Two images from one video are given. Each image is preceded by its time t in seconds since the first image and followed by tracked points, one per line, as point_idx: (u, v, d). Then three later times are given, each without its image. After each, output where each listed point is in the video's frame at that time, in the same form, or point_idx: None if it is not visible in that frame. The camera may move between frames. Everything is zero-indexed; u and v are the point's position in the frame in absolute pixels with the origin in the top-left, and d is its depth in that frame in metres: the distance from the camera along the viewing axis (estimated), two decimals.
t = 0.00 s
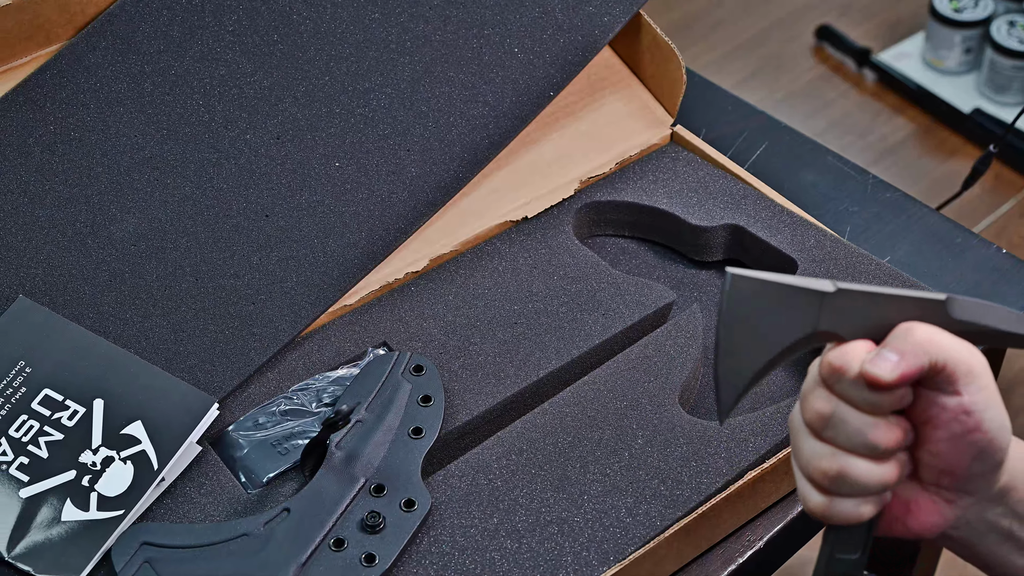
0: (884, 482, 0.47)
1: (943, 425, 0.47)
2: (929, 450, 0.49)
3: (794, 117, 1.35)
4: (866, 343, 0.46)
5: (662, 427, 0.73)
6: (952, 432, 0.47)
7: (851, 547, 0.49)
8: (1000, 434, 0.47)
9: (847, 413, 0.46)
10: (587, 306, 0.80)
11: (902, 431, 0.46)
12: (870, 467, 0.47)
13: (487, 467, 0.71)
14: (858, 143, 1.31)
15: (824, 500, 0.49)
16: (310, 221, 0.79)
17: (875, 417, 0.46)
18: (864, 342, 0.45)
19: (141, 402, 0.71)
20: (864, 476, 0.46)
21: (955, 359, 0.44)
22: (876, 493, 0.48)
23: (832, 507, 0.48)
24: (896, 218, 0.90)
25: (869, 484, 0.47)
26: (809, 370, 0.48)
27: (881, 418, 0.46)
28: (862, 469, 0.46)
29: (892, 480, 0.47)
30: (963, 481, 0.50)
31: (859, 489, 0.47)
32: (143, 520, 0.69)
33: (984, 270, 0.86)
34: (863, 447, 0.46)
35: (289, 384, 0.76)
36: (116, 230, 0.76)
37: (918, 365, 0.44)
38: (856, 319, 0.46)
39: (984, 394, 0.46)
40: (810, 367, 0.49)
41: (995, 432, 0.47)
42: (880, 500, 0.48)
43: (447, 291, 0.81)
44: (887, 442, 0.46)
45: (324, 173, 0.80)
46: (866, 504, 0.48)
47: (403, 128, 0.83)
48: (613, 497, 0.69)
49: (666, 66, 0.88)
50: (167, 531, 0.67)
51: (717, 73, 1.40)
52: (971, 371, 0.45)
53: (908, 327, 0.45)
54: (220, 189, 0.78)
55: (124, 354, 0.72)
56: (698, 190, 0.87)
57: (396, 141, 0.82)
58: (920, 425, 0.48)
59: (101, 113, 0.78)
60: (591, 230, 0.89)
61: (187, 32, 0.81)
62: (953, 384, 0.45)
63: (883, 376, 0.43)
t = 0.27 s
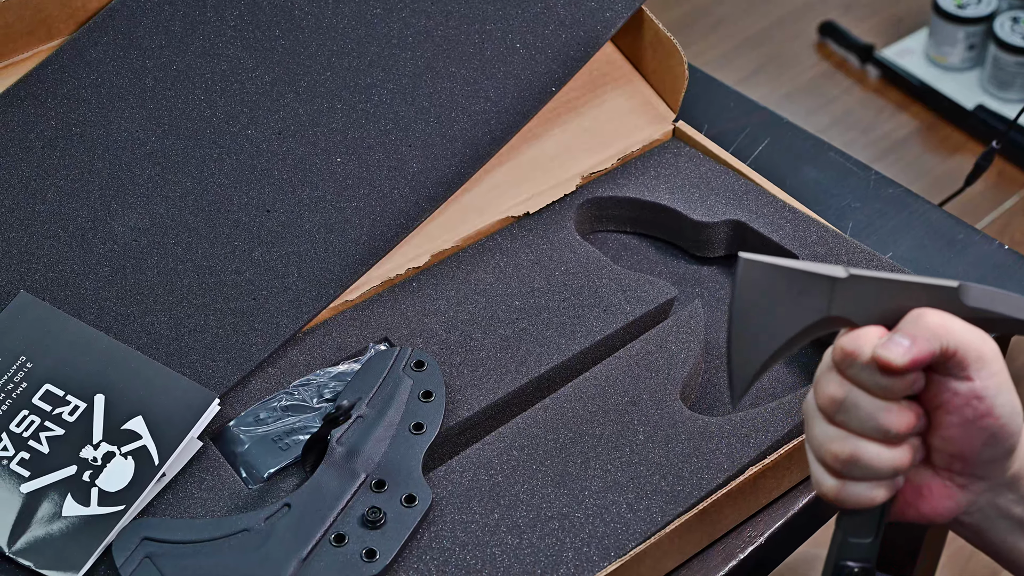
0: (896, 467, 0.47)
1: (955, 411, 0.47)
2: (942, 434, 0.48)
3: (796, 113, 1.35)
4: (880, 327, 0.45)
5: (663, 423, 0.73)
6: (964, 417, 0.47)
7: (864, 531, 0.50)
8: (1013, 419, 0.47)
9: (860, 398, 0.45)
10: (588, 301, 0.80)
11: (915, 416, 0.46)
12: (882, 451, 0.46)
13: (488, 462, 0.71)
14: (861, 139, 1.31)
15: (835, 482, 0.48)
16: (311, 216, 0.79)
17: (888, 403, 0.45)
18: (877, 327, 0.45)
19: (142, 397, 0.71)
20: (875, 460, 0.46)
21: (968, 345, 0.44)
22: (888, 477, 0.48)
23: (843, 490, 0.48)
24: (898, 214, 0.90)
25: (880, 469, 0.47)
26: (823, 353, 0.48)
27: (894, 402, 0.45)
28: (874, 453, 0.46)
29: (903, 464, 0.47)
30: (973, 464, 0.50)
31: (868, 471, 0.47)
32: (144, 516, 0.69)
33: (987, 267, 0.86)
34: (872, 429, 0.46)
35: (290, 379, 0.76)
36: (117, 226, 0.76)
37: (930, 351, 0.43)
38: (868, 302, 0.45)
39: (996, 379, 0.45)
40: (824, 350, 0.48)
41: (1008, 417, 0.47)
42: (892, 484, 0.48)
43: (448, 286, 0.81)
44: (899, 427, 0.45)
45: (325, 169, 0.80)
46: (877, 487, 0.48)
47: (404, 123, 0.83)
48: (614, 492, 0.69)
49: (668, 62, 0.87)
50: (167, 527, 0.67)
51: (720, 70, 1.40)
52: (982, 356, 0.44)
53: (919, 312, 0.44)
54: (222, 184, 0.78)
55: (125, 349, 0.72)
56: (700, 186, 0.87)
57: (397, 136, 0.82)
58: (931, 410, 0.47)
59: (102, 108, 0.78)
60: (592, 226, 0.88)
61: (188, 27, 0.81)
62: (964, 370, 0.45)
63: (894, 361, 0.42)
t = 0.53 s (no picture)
0: (932, 430, 0.47)
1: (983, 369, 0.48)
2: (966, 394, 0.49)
3: (798, 108, 1.35)
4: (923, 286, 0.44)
5: (663, 417, 0.72)
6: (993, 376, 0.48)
7: (891, 496, 0.49)
8: None
9: (899, 358, 0.45)
10: (588, 295, 0.79)
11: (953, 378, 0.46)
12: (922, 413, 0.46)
13: (487, 456, 0.71)
14: (863, 134, 1.31)
15: (868, 442, 0.48)
16: (310, 209, 0.79)
17: (929, 363, 0.45)
18: (920, 285, 0.44)
19: (140, 391, 0.70)
20: (913, 421, 0.46)
21: (1009, 305, 0.44)
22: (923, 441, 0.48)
23: (876, 450, 0.48)
24: (899, 209, 0.90)
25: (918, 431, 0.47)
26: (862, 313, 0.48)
27: (933, 363, 0.45)
28: (909, 413, 0.46)
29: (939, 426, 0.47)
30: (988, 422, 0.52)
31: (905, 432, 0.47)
32: (142, 509, 0.69)
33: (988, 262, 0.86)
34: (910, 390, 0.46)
35: (289, 372, 0.76)
36: (116, 219, 0.76)
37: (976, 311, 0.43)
38: (909, 258, 0.45)
39: None
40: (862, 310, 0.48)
41: None
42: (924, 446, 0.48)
43: (447, 280, 0.81)
44: (941, 389, 0.45)
45: (325, 162, 0.80)
46: (910, 448, 0.48)
47: (404, 117, 0.82)
48: (613, 487, 0.69)
49: (669, 55, 0.87)
50: (165, 520, 0.67)
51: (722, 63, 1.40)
52: None
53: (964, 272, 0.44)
54: (221, 178, 0.78)
55: (123, 342, 0.72)
56: (700, 180, 0.86)
57: (397, 130, 0.82)
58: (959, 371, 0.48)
59: (102, 102, 0.78)
60: (592, 219, 0.88)
61: (188, 20, 0.81)
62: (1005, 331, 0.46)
63: (938, 319, 0.42)
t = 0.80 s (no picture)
0: (895, 383, 0.48)
1: (955, 328, 0.49)
2: (942, 355, 0.51)
3: (796, 101, 1.35)
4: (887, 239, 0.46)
5: (657, 410, 0.72)
6: (968, 337, 0.49)
7: (856, 455, 0.51)
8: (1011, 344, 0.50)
9: (862, 310, 0.47)
10: (583, 288, 0.79)
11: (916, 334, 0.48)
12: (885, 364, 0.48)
13: (482, 449, 0.71)
14: (860, 128, 1.31)
15: (832, 396, 0.50)
16: (305, 202, 0.79)
17: (889, 315, 0.47)
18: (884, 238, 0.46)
19: (135, 384, 0.70)
20: (874, 371, 0.48)
21: (975, 265, 0.46)
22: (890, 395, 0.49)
23: (840, 404, 0.50)
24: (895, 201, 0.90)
25: (883, 382, 0.48)
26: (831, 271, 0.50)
27: (896, 317, 0.47)
28: (873, 366, 0.48)
29: (903, 379, 0.49)
30: (969, 387, 0.53)
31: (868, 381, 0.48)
32: (138, 503, 0.69)
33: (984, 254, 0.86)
34: (874, 340, 0.47)
35: (284, 366, 0.76)
36: (110, 213, 0.76)
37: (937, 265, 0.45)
38: (877, 212, 0.47)
39: (999, 301, 0.48)
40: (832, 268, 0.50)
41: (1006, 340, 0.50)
42: (892, 403, 0.50)
43: (442, 273, 0.81)
44: (903, 341, 0.47)
45: (320, 155, 0.80)
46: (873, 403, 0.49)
47: (398, 110, 0.82)
48: (607, 479, 0.69)
49: (664, 48, 0.87)
50: (161, 514, 0.67)
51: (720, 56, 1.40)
52: (987, 275, 0.47)
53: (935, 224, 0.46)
54: (216, 171, 0.78)
55: (118, 336, 0.72)
56: (695, 173, 0.86)
57: (392, 123, 0.82)
58: (930, 328, 0.50)
59: (96, 95, 0.79)
60: (588, 213, 0.88)
61: (183, 14, 0.82)
62: (967, 287, 0.47)
63: (897, 267, 0.44)
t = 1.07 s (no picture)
0: (841, 372, 0.52)
1: (900, 321, 0.52)
2: (888, 347, 0.54)
3: (795, 94, 1.35)
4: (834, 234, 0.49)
5: (654, 403, 0.72)
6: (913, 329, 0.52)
7: (810, 449, 0.52)
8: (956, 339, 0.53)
9: (809, 302, 0.51)
10: (580, 282, 0.79)
11: (864, 326, 0.51)
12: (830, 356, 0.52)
13: (479, 443, 0.71)
14: (857, 121, 1.32)
15: (785, 387, 0.53)
16: (302, 196, 0.79)
17: (834, 306, 0.50)
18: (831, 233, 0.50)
19: (132, 379, 0.70)
20: (821, 361, 0.51)
21: (918, 258, 0.49)
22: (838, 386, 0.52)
23: (791, 396, 0.53)
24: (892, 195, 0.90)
25: (829, 372, 0.52)
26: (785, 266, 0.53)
27: (843, 308, 0.51)
28: (821, 357, 0.51)
29: (849, 370, 0.52)
30: (917, 380, 0.56)
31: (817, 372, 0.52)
32: (135, 498, 0.69)
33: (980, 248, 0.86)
34: (820, 333, 0.51)
35: (281, 360, 0.76)
36: (107, 207, 0.76)
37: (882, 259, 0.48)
38: (823, 207, 0.49)
39: (942, 295, 0.51)
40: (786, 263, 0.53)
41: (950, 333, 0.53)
42: (842, 393, 0.53)
43: (439, 267, 0.80)
44: (846, 332, 0.51)
45: (316, 149, 0.80)
46: (822, 394, 0.52)
47: (395, 104, 0.82)
48: (605, 472, 0.69)
49: (660, 40, 0.87)
50: (158, 508, 0.67)
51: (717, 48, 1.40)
52: (930, 270, 0.50)
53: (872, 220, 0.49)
54: (213, 164, 0.78)
55: (114, 330, 0.72)
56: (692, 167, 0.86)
57: (388, 117, 0.82)
58: (878, 321, 0.53)
59: (93, 90, 0.79)
60: (584, 207, 0.88)
61: (180, 8, 0.82)
62: (911, 280, 0.50)
63: (844, 260, 0.47)
